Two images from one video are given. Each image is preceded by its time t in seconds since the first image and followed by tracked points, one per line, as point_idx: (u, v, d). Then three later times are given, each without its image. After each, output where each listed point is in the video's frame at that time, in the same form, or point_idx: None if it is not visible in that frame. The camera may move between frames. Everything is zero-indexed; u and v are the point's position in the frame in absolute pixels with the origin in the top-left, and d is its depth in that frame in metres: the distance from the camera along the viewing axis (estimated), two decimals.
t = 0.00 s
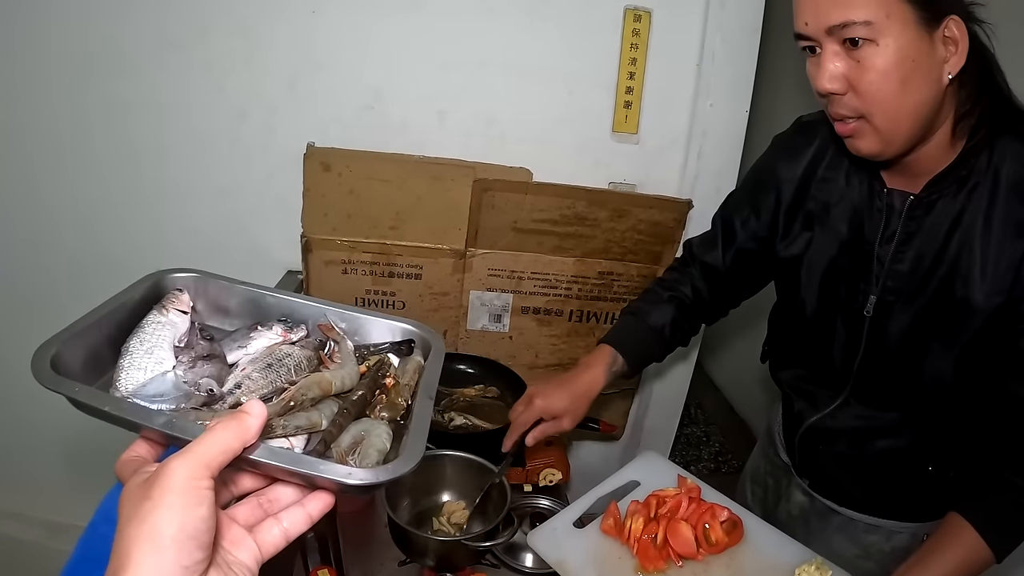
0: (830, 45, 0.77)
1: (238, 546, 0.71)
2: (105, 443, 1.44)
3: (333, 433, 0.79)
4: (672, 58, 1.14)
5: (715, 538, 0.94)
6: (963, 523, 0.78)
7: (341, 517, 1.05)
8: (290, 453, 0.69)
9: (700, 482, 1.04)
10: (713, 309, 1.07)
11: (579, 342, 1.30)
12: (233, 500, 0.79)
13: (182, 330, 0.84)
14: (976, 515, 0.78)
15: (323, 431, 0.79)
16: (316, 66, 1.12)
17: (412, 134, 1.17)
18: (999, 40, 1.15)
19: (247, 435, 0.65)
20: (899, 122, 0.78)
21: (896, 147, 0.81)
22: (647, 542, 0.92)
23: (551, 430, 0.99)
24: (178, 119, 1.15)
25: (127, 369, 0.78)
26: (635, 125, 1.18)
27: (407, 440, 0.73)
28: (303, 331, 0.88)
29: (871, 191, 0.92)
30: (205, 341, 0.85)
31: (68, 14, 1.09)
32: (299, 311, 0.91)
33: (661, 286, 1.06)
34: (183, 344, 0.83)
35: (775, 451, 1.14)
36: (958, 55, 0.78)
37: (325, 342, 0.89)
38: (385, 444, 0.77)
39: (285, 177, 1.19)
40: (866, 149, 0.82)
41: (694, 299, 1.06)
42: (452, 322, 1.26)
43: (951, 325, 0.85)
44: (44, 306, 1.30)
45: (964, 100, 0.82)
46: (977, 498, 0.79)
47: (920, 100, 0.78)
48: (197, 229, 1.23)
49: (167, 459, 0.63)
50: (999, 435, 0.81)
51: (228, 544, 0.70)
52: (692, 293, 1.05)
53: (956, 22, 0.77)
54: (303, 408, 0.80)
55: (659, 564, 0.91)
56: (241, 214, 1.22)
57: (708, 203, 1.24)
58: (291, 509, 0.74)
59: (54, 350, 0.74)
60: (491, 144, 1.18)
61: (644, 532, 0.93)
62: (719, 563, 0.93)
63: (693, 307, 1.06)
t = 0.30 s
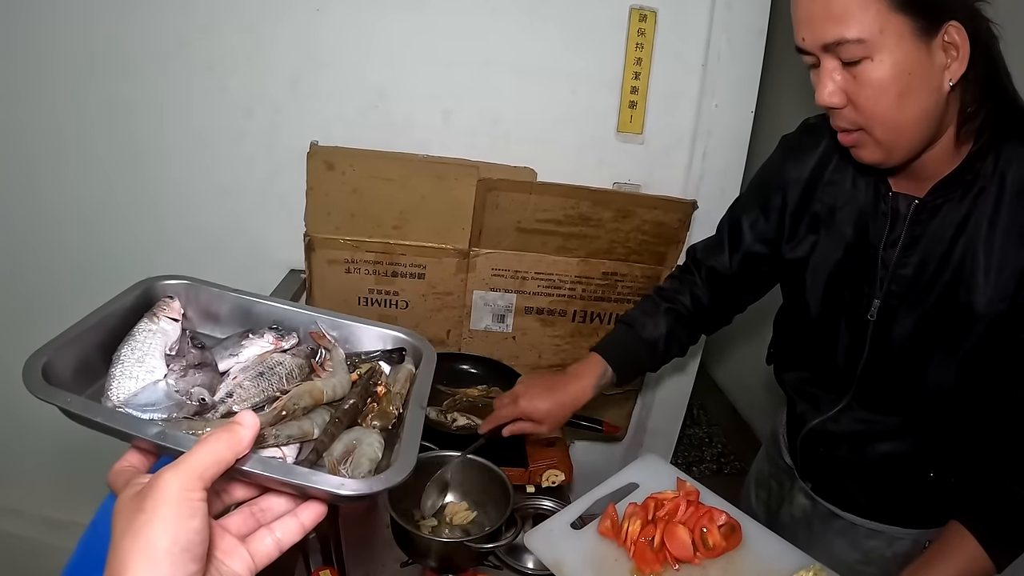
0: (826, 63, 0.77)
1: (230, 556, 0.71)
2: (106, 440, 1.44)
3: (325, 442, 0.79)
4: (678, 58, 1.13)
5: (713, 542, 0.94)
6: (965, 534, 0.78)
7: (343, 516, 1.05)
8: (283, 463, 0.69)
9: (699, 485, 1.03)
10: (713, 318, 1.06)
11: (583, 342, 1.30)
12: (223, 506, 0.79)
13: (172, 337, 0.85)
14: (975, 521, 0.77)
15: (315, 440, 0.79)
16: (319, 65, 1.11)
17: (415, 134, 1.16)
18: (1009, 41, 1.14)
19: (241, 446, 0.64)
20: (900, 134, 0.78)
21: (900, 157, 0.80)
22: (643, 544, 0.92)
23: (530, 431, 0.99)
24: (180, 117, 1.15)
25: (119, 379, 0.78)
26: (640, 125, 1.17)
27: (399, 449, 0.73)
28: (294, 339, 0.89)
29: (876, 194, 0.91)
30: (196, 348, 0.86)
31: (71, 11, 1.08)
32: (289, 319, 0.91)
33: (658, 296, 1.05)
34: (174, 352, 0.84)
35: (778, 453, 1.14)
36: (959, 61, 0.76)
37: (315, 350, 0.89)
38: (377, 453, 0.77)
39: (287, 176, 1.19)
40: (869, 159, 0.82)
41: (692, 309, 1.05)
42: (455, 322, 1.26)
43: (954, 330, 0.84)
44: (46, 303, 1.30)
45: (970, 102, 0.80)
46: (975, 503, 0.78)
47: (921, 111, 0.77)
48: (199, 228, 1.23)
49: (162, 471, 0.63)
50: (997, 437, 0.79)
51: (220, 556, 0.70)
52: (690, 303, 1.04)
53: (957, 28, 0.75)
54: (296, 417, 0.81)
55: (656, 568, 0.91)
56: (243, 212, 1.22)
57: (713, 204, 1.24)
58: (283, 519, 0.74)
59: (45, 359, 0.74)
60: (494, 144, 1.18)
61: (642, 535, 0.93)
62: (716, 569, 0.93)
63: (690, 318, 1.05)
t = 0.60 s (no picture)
0: (826, 65, 0.77)
1: (230, 565, 0.70)
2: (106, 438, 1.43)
3: (322, 451, 0.79)
4: (683, 58, 1.13)
5: (713, 549, 0.93)
6: (968, 541, 0.77)
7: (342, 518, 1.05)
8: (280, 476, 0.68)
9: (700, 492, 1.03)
10: (718, 324, 1.06)
11: (585, 343, 1.30)
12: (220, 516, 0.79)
13: (173, 343, 0.84)
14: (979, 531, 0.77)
15: (313, 448, 0.79)
16: (322, 62, 1.11)
17: (418, 133, 1.16)
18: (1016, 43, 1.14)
19: (226, 450, 0.64)
20: (901, 138, 0.77)
21: (901, 161, 0.80)
22: (643, 551, 0.91)
23: (533, 435, 0.98)
24: (183, 115, 1.14)
25: (119, 387, 0.77)
26: (644, 125, 1.17)
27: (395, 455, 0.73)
28: (293, 343, 0.89)
29: (881, 198, 0.91)
30: (196, 354, 0.86)
31: (73, 7, 1.08)
32: (288, 323, 0.91)
33: (663, 300, 1.05)
34: (175, 357, 0.84)
35: (780, 457, 1.13)
36: (962, 65, 0.75)
37: (315, 355, 0.89)
38: (373, 461, 0.77)
39: (289, 174, 1.18)
40: (870, 163, 0.82)
41: (698, 313, 1.04)
42: (457, 321, 1.26)
43: (958, 336, 0.84)
44: (46, 301, 1.29)
45: (975, 105, 0.79)
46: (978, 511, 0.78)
47: (922, 115, 0.76)
48: (200, 227, 1.23)
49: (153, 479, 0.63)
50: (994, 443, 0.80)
51: (220, 564, 0.70)
52: (696, 308, 1.04)
53: (960, 31, 0.75)
54: (293, 425, 0.80)
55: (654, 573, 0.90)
56: (245, 211, 1.21)
57: (717, 205, 1.24)
58: (281, 528, 0.74)
59: (46, 368, 0.73)
60: (498, 143, 1.17)
61: (641, 541, 0.92)
62: None
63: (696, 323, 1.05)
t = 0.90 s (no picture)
0: (834, 63, 0.76)
1: None
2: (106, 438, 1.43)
3: (323, 456, 0.78)
4: (686, 58, 1.12)
5: (716, 555, 0.93)
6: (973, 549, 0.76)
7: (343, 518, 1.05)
8: (283, 491, 0.67)
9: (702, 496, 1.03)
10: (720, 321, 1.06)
11: (587, 343, 1.29)
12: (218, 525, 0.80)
13: (175, 345, 0.84)
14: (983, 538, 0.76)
15: (314, 454, 0.79)
16: (325, 60, 1.10)
17: (420, 132, 1.16)
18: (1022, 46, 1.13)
19: (215, 458, 0.65)
20: (909, 139, 0.77)
21: (908, 162, 0.79)
22: (645, 556, 0.91)
23: (540, 437, 0.99)
24: (185, 113, 1.14)
25: (121, 393, 0.77)
26: (647, 126, 1.16)
27: (394, 467, 0.72)
28: (298, 342, 0.88)
29: (889, 201, 0.90)
30: (198, 358, 0.85)
31: (75, 3, 1.07)
32: (293, 321, 0.91)
33: (666, 297, 1.04)
34: (177, 360, 0.84)
35: (783, 461, 1.13)
36: (973, 67, 0.75)
37: (319, 355, 0.89)
38: (375, 468, 0.76)
39: (291, 173, 1.18)
40: (877, 163, 0.81)
41: (700, 310, 1.04)
42: (459, 321, 1.26)
43: (966, 342, 0.84)
44: (46, 299, 1.29)
45: (986, 109, 0.79)
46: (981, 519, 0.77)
47: (930, 116, 0.76)
48: (201, 225, 1.22)
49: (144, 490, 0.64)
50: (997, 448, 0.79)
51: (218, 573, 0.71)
52: (698, 305, 1.04)
53: (971, 32, 0.74)
54: (294, 431, 0.80)
55: None
56: (246, 210, 1.21)
57: (720, 206, 1.23)
58: (279, 538, 0.75)
59: (47, 377, 0.73)
60: (502, 143, 1.17)
61: (644, 547, 0.92)
62: None
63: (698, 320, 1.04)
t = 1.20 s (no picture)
0: (834, 62, 0.76)
1: None
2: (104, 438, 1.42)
3: (313, 462, 0.77)
4: (686, 57, 1.12)
5: (713, 557, 0.92)
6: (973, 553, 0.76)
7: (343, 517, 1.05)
8: (267, 501, 0.68)
9: (700, 497, 1.03)
10: (721, 320, 1.05)
11: (587, 343, 1.29)
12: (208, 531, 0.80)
13: (164, 341, 0.84)
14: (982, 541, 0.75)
15: (304, 458, 0.78)
16: (325, 60, 1.10)
17: (420, 132, 1.15)
18: None
19: (203, 468, 0.65)
20: (909, 138, 0.76)
21: (909, 161, 0.79)
22: (642, 558, 0.91)
23: (536, 434, 0.98)
24: (184, 112, 1.13)
25: (109, 392, 0.77)
26: (647, 125, 1.16)
27: (387, 477, 0.72)
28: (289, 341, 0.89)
29: (892, 201, 0.90)
30: (187, 355, 0.85)
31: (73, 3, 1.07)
32: (283, 317, 0.91)
33: (666, 296, 1.04)
34: (166, 356, 0.84)
35: (785, 462, 1.13)
36: (975, 67, 0.74)
37: (310, 353, 0.89)
38: (365, 475, 0.76)
39: (290, 173, 1.18)
40: (877, 163, 0.81)
41: (700, 310, 1.04)
42: (458, 321, 1.26)
43: (967, 344, 0.83)
44: (46, 300, 1.28)
45: (989, 109, 0.78)
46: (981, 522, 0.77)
47: (931, 116, 0.75)
48: (201, 225, 1.22)
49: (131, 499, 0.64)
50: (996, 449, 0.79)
51: None
52: (698, 304, 1.04)
53: (973, 32, 0.74)
54: (284, 435, 0.79)
55: None
56: (245, 210, 1.21)
57: (720, 206, 1.23)
58: (270, 546, 0.76)
59: (34, 378, 0.73)
60: (502, 143, 1.17)
61: (640, 548, 0.92)
62: None
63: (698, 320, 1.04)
